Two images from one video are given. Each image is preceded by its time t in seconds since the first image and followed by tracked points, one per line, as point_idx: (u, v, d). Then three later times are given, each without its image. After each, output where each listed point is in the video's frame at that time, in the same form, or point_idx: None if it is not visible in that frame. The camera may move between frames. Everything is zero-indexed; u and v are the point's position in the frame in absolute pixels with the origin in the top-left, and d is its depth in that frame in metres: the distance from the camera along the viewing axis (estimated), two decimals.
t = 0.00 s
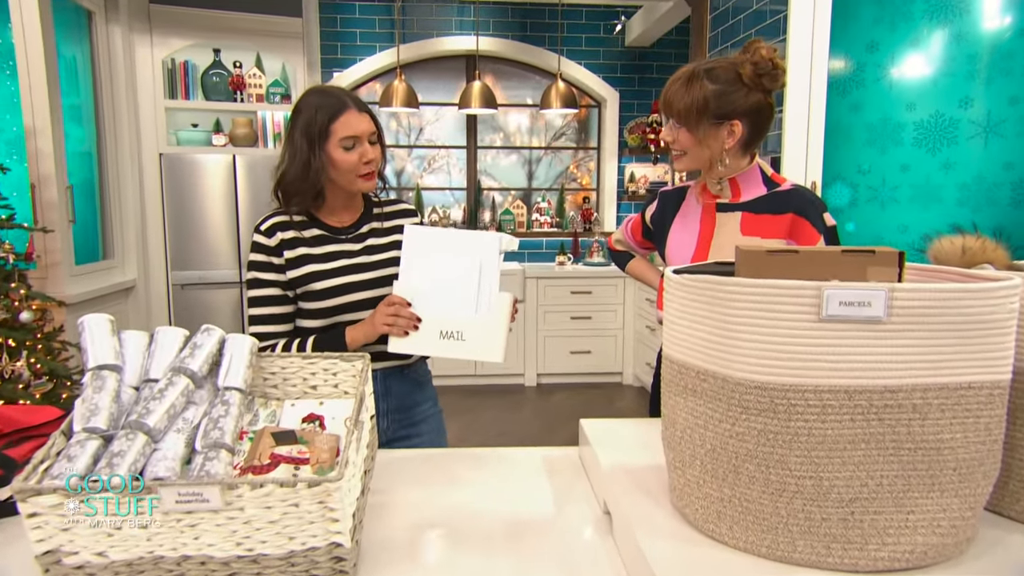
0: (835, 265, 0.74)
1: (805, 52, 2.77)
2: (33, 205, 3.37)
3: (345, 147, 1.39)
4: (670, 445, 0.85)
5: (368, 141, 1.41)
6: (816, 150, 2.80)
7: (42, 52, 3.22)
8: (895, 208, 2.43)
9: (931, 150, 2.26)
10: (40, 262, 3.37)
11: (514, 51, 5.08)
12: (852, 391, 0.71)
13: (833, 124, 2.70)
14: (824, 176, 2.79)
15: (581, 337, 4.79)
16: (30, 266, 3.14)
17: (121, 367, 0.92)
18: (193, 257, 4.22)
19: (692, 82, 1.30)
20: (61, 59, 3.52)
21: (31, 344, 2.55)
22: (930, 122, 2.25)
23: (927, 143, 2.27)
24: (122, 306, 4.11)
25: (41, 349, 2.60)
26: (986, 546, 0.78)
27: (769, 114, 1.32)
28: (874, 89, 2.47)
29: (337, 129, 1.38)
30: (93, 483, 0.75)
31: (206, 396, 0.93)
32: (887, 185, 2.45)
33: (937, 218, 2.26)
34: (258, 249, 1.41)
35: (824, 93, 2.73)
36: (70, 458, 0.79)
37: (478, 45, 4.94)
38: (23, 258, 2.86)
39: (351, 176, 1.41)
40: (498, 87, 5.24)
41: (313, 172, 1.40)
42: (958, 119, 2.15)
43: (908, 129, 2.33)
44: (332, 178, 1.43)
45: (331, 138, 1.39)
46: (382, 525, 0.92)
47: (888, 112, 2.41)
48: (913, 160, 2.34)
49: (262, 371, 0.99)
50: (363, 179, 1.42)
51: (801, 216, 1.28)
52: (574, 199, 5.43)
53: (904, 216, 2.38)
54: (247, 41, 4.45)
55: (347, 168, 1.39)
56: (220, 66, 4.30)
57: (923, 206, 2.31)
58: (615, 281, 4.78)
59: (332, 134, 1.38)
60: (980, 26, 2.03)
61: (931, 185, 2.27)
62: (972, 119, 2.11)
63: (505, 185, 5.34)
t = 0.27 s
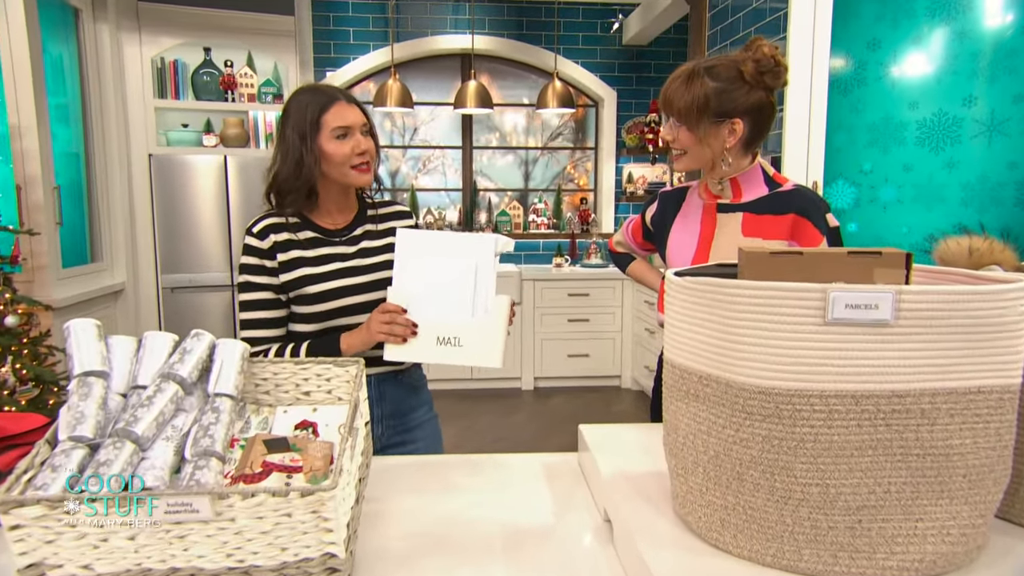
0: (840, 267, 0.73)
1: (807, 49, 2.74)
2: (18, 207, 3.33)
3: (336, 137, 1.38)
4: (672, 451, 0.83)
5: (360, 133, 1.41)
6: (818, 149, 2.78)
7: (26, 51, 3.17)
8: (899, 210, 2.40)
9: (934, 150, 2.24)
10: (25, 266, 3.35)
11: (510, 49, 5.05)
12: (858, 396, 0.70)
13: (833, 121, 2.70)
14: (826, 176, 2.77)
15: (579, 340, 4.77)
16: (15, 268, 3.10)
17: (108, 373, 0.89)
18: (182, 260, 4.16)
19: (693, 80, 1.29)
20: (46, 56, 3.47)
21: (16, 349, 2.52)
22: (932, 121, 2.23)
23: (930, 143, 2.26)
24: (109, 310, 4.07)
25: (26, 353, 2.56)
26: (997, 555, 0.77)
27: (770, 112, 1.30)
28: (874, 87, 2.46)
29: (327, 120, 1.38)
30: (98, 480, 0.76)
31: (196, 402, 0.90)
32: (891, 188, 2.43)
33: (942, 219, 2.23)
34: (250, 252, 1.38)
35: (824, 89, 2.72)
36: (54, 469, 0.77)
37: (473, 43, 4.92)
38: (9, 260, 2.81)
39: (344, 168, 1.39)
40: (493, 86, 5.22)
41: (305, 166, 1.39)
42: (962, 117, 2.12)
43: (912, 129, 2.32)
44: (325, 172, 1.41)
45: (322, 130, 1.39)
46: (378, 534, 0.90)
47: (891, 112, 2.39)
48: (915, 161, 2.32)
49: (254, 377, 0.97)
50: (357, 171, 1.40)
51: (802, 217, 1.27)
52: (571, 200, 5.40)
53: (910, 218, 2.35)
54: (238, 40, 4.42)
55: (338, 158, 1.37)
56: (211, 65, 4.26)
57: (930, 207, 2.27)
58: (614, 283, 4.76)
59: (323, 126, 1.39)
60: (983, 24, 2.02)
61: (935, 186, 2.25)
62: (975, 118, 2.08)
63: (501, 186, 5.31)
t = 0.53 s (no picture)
0: (844, 269, 0.71)
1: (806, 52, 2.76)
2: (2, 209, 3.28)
3: (321, 126, 1.36)
4: (672, 458, 0.81)
5: (345, 119, 1.39)
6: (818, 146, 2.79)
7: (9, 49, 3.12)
8: (900, 210, 2.37)
9: (936, 149, 2.20)
10: (9, 269, 3.30)
11: (503, 47, 5.01)
12: (864, 401, 0.68)
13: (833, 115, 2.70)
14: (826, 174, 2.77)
15: (574, 343, 4.75)
16: None
17: (93, 380, 0.87)
18: (169, 264, 4.13)
19: (694, 77, 1.27)
20: (29, 54, 3.41)
21: None
22: (933, 120, 2.20)
23: (931, 142, 2.22)
24: (95, 313, 4.02)
25: (8, 359, 2.49)
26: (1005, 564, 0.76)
27: (773, 111, 1.29)
28: (875, 86, 2.45)
29: (310, 110, 1.37)
30: (96, 478, 0.75)
31: (184, 409, 0.88)
32: (892, 188, 2.40)
33: (942, 219, 2.19)
34: (242, 251, 1.36)
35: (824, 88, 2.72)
36: (37, 479, 0.75)
37: (466, 42, 4.89)
38: None
39: (333, 157, 1.36)
40: (487, 84, 5.20)
41: (291, 159, 1.38)
42: (962, 116, 2.09)
43: (914, 128, 2.28)
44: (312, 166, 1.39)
45: (307, 121, 1.37)
46: (372, 543, 0.87)
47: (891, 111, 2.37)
48: (918, 160, 2.28)
49: (244, 383, 0.95)
50: (344, 161, 1.37)
51: (805, 217, 1.23)
52: (566, 201, 5.38)
53: (910, 219, 2.32)
54: (226, 38, 4.36)
55: (323, 146, 1.35)
56: (199, 64, 4.20)
57: (931, 208, 2.23)
58: (611, 285, 4.74)
59: (307, 116, 1.37)
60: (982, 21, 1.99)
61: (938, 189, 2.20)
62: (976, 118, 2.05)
63: (496, 186, 5.29)
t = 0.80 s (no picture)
0: (849, 275, 0.70)
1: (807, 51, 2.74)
2: None
3: (310, 130, 1.34)
4: (674, 466, 0.80)
5: (337, 126, 1.37)
6: (817, 149, 2.77)
7: None
8: (901, 211, 2.35)
9: (937, 150, 2.20)
10: None
11: (498, 46, 4.98)
12: (870, 410, 0.67)
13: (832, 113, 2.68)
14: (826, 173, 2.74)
15: (570, 346, 4.63)
16: None
17: (79, 390, 0.84)
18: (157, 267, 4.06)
19: (693, 78, 1.26)
20: (10, 53, 3.35)
21: None
22: (933, 122, 2.20)
23: (932, 143, 2.21)
24: (81, 318, 3.97)
25: None
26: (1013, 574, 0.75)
27: (772, 112, 1.28)
28: (875, 86, 2.43)
29: (300, 115, 1.35)
30: (93, 478, 0.75)
31: (173, 420, 0.86)
32: (892, 188, 2.38)
33: (943, 221, 2.19)
34: (231, 258, 1.34)
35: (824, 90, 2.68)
36: (20, 493, 0.73)
37: (460, 41, 4.83)
38: None
39: (322, 164, 1.34)
40: (481, 84, 5.13)
41: (279, 163, 1.36)
42: (962, 116, 2.10)
43: (914, 128, 2.27)
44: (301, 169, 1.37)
45: (297, 124, 1.35)
46: (368, 557, 0.85)
47: (892, 111, 2.36)
48: (920, 161, 2.26)
49: (234, 392, 0.93)
50: (334, 166, 1.35)
51: (806, 220, 1.22)
52: (562, 201, 5.34)
53: (912, 219, 2.31)
54: (215, 36, 4.32)
55: (312, 151, 1.33)
56: (187, 62, 4.17)
57: (933, 209, 2.23)
58: (607, 286, 4.64)
59: (298, 120, 1.35)
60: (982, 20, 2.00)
61: (941, 191, 2.19)
62: (975, 121, 2.07)
63: (490, 187, 5.24)
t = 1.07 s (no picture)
0: (855, 284, 0.68)
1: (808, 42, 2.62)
2: None
3: (304, 137, 1.33)
4: (676, 478, 0.79)
5: (332, 131, 1.36)
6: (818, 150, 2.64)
7: None
8: (902, 212, 2.37)
9: (939, 151, 2.25)
10: None
11: (492, 45, 4.85)
12: (876, 422, 0.66)
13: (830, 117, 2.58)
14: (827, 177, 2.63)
15: (567, 351, 4.45)
16: None
17: (68, 402, 0.82)
18: (147, 270, 4.02)
19: (694, 81, 1.24)
20: None
21: None
22: (935, 122, 2.24)
23: (934, 144, 2.26)
24: (68, 322, 3.89)
25: None
26: None
27: (773, 116, 1.26)
28: (876, 86, 2.41)
29: (295, 119, 1.34)
30: (93, 478, 0.75)
31: (164, 432, 0.84)
32: (893, 189, 2.38)
33: (945, 223, 2.27)
34: (223, 264, 1.32)
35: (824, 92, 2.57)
36: (7, 508, 0.72)
37: (455, 39, 4.74)
38: None
39: (316, 170, 1.33)
40: (476, 82, 5.03)
41: (273, 168, 1.35)
42: (964, 117, 2.18)
43: (914, 127, 2.30)
44: (294, 175, 1.36)
45: (291, 130, 1.34)
46: (364, 571, 0.83)
47: (892, 110, 2.37)
48: (923, 163, 2.30)
49: (227, 403, 0.91)
50: (328, 172, 1.34)
51: (808, 224, 1.22)
52: (558, 203, 5.20)
53: (915, 222, 2.33)
54: (205, 34, 4.26)
55: (307, 158, 1.32)
56: (176, 61, 4.12)
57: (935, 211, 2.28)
58: (604, 289, 4.45)
59: (292, 125, 1.34)
60: (982, 19, 2.09)
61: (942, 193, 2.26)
62: (977, 121, 2.16)
63: (485, 189, 5.11)
